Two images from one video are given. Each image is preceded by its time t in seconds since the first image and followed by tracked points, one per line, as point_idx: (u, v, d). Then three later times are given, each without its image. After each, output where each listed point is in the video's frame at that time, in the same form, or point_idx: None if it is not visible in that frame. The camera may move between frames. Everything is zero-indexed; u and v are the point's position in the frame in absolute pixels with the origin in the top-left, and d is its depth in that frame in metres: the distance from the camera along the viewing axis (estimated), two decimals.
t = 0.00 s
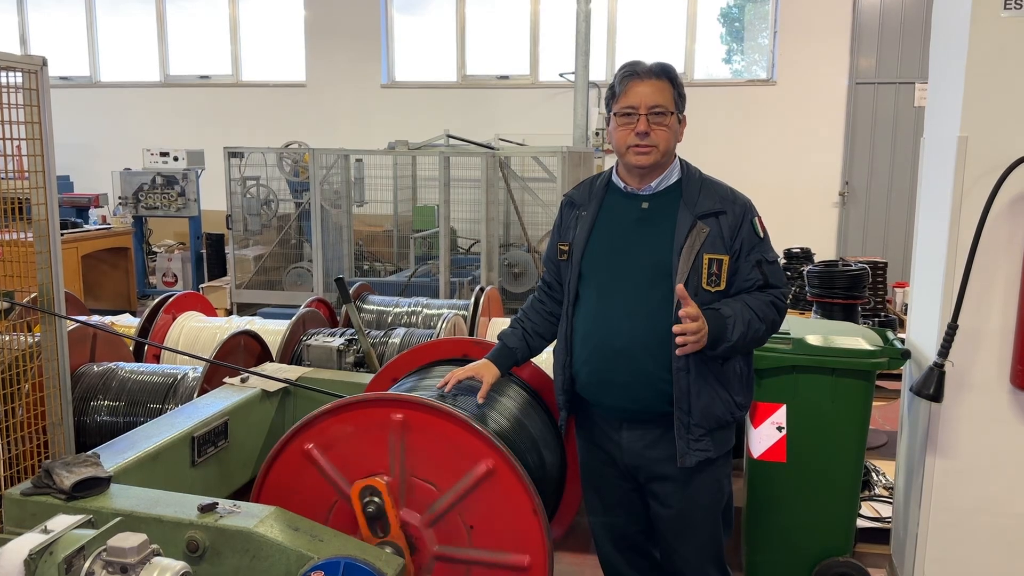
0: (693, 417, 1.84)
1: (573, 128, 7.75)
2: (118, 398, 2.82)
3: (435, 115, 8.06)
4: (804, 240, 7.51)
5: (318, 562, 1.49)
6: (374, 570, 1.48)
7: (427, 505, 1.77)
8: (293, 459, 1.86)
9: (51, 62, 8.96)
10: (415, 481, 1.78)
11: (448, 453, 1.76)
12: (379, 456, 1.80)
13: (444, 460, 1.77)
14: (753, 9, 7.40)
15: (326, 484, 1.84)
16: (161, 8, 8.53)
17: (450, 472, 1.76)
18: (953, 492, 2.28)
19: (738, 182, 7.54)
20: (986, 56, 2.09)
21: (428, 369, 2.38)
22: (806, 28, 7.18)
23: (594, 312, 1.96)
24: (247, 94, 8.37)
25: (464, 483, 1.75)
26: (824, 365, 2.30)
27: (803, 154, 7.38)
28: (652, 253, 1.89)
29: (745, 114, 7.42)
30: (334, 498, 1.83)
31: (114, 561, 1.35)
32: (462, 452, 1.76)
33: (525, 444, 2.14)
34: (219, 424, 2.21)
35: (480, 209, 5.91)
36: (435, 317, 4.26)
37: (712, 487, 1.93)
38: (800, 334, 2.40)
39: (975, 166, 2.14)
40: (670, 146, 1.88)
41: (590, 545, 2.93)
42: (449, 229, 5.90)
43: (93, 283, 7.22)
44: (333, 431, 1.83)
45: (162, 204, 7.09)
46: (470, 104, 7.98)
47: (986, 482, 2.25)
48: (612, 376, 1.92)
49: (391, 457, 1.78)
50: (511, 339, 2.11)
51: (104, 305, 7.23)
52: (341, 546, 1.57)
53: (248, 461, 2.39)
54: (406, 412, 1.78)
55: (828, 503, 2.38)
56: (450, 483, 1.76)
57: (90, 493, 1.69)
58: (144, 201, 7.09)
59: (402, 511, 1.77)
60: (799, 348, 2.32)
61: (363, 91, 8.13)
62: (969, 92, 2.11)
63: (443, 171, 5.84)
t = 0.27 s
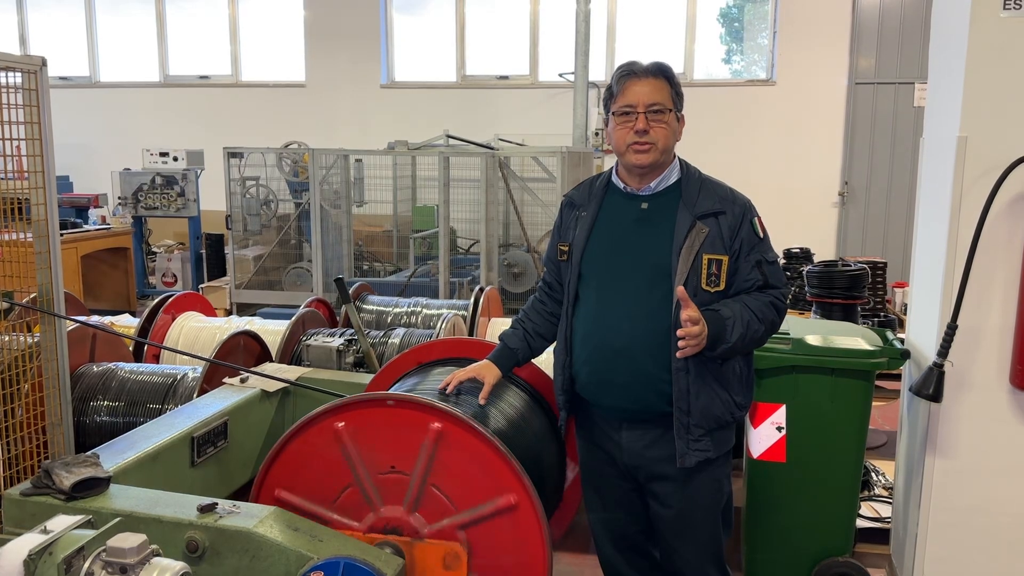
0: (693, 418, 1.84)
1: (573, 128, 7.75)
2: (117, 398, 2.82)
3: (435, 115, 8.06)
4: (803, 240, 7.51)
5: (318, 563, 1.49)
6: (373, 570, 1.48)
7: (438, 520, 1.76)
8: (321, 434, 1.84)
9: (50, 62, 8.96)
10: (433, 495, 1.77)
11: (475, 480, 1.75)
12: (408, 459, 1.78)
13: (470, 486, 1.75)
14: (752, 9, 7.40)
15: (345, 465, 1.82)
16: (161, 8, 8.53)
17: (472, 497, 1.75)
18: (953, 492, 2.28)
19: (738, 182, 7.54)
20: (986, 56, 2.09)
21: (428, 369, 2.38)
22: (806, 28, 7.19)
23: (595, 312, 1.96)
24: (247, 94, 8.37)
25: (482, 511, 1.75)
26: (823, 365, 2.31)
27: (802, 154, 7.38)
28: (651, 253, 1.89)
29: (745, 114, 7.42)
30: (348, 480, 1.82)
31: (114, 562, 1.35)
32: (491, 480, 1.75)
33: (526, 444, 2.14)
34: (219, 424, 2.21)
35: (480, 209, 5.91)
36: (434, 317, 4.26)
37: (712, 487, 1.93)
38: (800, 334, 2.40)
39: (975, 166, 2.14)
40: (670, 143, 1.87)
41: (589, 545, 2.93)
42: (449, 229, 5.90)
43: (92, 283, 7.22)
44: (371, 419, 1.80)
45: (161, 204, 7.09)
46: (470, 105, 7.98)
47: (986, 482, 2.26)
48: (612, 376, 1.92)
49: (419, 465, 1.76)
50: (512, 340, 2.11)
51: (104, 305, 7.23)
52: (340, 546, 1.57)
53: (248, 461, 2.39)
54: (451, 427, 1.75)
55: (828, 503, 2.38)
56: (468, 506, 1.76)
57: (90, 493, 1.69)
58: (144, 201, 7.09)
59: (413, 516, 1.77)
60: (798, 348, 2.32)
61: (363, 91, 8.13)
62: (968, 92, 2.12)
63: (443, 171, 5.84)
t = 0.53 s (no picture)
0: (693, 418, 1.84)
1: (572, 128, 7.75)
2: (117, 398, 2.82)
3: (435, 115, 8.06)
4: (803, 240, 7.51)
5: (318, 563, 1.49)
6: (373, 570, 1.48)
7: (437, 519, 1.77)
8: (355, 417, 1.82)
9: (50, 62, 8.95)
10: (447, 512, 1.77)
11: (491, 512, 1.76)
12: (434, 469, 1.78)
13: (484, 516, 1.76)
14: (752, 9, 7.40)
15: (370, 453, 1.81)
16: (161, 8, 8.53)
17: (485, 526, 1.76)
18: (952, 492, 2.28)
19: (738, 182, 7.54)
20: (985, 56, 2.09)
21: (428, 369, 2.39)
22: (806, 28, 7.19)
23: (594, 313, 1.96)
24: (246, 94, 8.37)
25: (492, 541, 1.75)
26: (823, 365, 2.31)
27: (802, 154, 7.39)
28: (651, 253, 1.89)
29: (745, 114, 7.43)
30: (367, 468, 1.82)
31: (113, 562, 1.35)
32: (509, 514, 1.75)
33: (525, 444, 2.14)
34: (219, 424, 2.21)
35: (480, 209, 5.91)
36: (434, 317, 4.26)
37: (712, 487, 1.93)
38: (800, 334, 2.40)
39: (975, 166, 2.14)
40: (666, 143, 1.87)
41: (589, 545, 2.93)
42: (449, 229, 5.90)
43: (92, 283, 7.22)
44: (412, 419, 1.79)
45: (161, 204, 7.09)
46: (470, 104, 7.98)
47: (986, 482, 2.26)
48: (612, 377, 1.92)
49: (444, 479, 1.76)
50: (513, 341, 2.11)
51: (103, 305, 7.23)
52: (340, 546, 1.56)
53: (248, 461, 2.39)
54: (488, 454, 1.75)
55: (828, 503, 2.38)
56: (480, 532, 1.76)
57: (89, 493, 1.69)
58: (144, 201, 7.08)
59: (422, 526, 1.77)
60: (798, 348, 2.32)
61: (362, 91, 8.13)
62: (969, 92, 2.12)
63: (443, 171, 5.84)
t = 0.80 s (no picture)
0: (693, 418, 1.84)
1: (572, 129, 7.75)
2: (116, 398, 2.81)
3: (435, 115, 8.05)
4: (803, 240, 7.51)
5: (317, 562, 1.49)
6: (372, 570, 1.48)
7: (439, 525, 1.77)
8: (392, 415, 1.80)
9: (50, 62, 8.95)
10: (455, 532, 1.77)
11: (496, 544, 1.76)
12: (456, 487, 1.77)
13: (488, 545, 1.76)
14: (752, 9, 7.40)
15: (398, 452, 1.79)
16: (161, 8, 8.52)
17: (488, 554, 1.76)
18: (952, 492, 2.28)
19: (737, 182, 7.54)
20: (985, 56, 2.09)
21: (427, 369, 2.39)
22: (805, 28, 7.19)
23: (595, 312, 1.96)
24: (246, 94, 8.37)
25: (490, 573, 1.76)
26: (823, 365, 2.30)
27: (802, 154, 7.39)
28: (651, 253, 1.89)
29: (744, 114, 7.43)
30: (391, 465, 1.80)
31: (113, 561, 1.35)
32: (515, 549, 1.76)
33: (524, 444, 2.14)
34: (218, 424, 2.21)
35: (480, 209, 5.91)
36: (434, 317, 4.26)
37: (712, 487, 1.93)
38: (799, 334, 2.40)
39: (974, 166, 2.15)
40: (640, 150, 1.86)
41: (589, 545, 2.93)
42: (448, 229, 5.90)
43: (92, 283, 7.22)
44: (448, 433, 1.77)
45: (161, 204, 7.09)
46: (470, 105, 7.98)
47: (985, 482, 2.26)
48: (612, 376, 1.92)
49: (462, 501, 1.76)
50: (513, 340, 2.11)
51: (103, 305, 7.23)
52: (339, 546, 1.56)
53: (247, 461, 2.39)
54: (514, 488, 1.75)
55: (828, 503, 2.38)
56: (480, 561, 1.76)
57: (89, 493, 1.68)
58: (143, 201, 7.08)
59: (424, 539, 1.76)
60: (798, 348, 2.32)
61: (363, 91, 8.13)
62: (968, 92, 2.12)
63: (443, 171, 5.85)
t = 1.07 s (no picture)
0: (694, 418, 1.84)
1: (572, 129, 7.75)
2: (116, 398, 2.82)
3: (434, 115, 8.05)
4: (802, 240, 7.51)
5: (316, 563, 1.49)
6: (372, 570, 1.48)
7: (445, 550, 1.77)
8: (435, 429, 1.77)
9: (50, 62, 8.95)
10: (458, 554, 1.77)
11: None
12: (474, 513, 1.77)
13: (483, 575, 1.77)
14: (752, 9, 7.40)
15: (429, 463, 1.77)
16: (160, 8, 8.52)
17: None
18: (952, 492, 2.28)
19: (737, 182, 7.54)
20: (984, 56, 2.09)
21: (427, 370, 2.39)
22: (805, 28, 7.19)
23: (594, 314, 1.97)
24: (246, 94, 8.37)
25: None
26: (822, 365, 2.31)
27: (802, 154, 7.39)
28: (647, 254, 1.90)
29: (744, 114, 7.43)
30: (417, 473, 1.78)
31: (112, 561, 1.35)
32: None
33: (524, 444, 2.14)
34: (218, 424, 2.21)
35: (480, 209, 5.92)
36: (433, 317, 4.26)
37: (713, 486, 1.93)
38: (799, 334, 2.40)
39: (974, 167, 2.15)
40: (627, 159, 1.86)
41: (588, 545, 2.93)
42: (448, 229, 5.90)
43: (91, 283, 7.21)
44: (484, 461, 1.75)
45: (161, 204, 7.09)
46: (469, 105, 7.98)
47: (984, 482, 2.26)
48: (612, 376, 1.92)
49: (476, 530, 1.75)
50: (509, 339, 2.10)
51: (103, 305, 7.23)
52: (338, 546, 1.56)
53: (247, 461, 2.39)
54: (531, 533, 1.75)
55: (827, 502, 2.39)
56: None
57: (88, 493, 1.69)
58: (143, 201, 7.08)
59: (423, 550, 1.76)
60: (797, 348, 2.33)
61: (362, 91, 8.13)
62: (967, 93, 2.12)
63: (443, 171, 5.85)
